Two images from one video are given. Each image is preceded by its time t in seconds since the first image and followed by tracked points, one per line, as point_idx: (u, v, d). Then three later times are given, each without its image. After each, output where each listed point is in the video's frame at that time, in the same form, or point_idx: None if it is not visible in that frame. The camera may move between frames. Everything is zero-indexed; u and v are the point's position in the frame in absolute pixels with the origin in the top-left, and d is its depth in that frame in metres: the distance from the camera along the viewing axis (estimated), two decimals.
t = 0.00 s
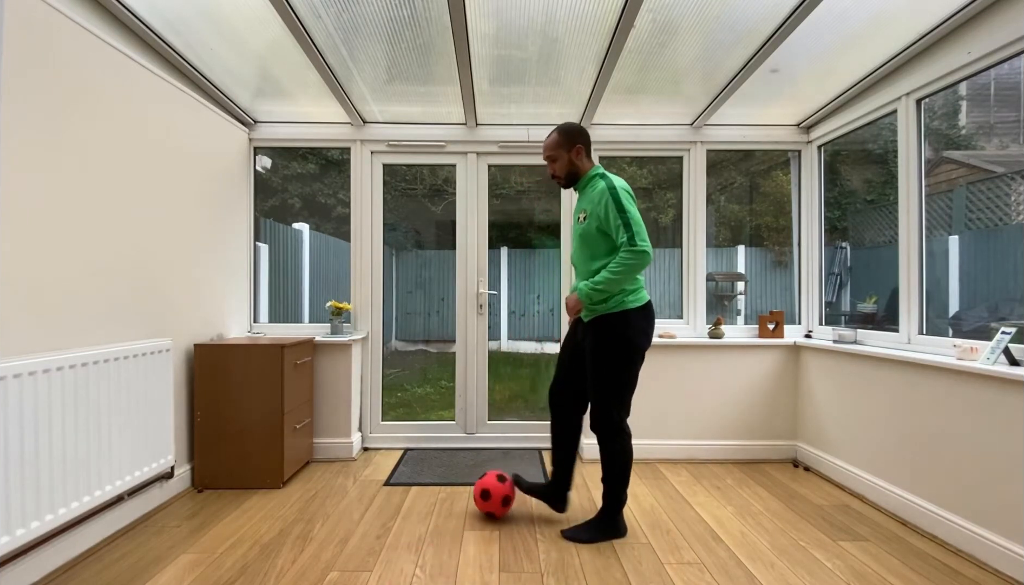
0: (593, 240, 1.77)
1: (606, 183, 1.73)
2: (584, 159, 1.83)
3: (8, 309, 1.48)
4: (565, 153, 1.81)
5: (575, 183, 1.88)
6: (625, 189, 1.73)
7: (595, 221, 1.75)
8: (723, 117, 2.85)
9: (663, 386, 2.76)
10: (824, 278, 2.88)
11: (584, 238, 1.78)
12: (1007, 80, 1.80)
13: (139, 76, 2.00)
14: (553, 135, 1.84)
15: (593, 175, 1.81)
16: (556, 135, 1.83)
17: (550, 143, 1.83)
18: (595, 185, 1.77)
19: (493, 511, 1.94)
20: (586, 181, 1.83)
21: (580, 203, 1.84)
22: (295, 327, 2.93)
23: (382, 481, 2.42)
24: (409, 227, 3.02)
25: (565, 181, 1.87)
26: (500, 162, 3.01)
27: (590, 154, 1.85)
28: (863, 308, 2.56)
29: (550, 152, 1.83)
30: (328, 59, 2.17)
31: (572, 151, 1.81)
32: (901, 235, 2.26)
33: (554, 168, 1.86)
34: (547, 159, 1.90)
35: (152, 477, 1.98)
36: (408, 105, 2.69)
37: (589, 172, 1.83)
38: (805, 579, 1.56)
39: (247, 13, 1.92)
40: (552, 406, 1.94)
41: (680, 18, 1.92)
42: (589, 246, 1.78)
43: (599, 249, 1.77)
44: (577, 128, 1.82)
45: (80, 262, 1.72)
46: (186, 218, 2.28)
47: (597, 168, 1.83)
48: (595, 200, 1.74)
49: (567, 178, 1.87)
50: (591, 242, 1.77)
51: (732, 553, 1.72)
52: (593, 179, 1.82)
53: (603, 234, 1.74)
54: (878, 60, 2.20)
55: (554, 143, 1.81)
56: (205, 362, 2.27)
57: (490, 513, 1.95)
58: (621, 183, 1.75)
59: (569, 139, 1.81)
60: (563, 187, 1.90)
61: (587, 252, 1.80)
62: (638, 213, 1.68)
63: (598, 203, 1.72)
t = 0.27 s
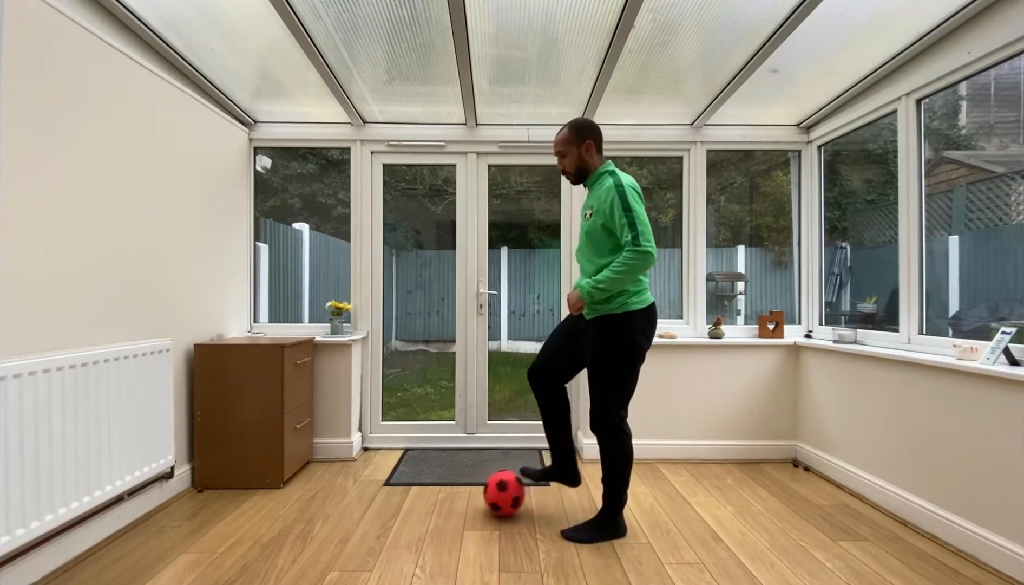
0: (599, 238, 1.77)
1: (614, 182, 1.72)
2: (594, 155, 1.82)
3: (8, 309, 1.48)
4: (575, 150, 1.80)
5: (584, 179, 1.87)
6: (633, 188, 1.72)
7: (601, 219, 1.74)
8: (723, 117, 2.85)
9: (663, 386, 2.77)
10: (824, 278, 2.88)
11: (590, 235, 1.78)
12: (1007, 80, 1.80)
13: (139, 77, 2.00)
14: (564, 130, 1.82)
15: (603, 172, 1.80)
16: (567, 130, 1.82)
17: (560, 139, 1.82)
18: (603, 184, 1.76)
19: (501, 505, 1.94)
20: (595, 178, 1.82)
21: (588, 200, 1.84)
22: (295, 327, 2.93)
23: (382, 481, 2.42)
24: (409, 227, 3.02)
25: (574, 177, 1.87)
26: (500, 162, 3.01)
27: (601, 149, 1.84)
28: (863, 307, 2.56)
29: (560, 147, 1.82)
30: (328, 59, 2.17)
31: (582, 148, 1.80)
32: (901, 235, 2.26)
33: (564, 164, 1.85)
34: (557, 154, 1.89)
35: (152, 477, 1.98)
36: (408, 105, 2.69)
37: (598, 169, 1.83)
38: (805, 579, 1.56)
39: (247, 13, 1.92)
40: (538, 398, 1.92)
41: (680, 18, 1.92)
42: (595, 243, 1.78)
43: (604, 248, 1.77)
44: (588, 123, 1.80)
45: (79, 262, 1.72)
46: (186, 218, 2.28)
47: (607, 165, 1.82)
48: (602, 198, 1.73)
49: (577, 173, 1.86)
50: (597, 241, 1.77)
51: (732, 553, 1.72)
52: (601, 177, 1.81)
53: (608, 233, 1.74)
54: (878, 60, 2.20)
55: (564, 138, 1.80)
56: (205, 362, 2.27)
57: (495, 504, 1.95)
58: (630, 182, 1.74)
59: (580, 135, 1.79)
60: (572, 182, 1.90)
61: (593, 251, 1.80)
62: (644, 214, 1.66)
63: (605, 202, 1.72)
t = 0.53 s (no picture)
0: (599, 238, 1.78)
1: (612, 182, 1.72)
2: (594, 155, 1.83)
3: (8, 309, 1.48)
4: (575, 150, 1.81)
5: (584, 179, 1.88)
6: (632, 189, 1.72)
7: (600, 220, 1.75)
8: (723, 117, 2.85)
9: (662, 386, 2.77)
10: (824, 278, 2.88)
11: (590, 236, 1.80)
12: (1007, 80, 1.80)
13: (139, 76, 2.00)
14: (563, 131, 1.83)
15: (603, 172, 1.80)
16: (567, 131, 1.83)
17: (559, 140, 1.82)
18: (602, 184, 1.76)
19: (510, 499, 1.96)
20: (595, 178, 1.83)
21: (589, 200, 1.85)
22: (295, 327, 2.93)
23: (382, 481, 2.42)
24: (409, 227, 3.02)
25: (574, 177, 1.87)
26: (500, 162, 3.01)
27: (601, 149, 1.84)
28: (863, 307, 2.56)
29: (559, 148, 1.83)
30: (327, 59, 2.17)
31: (581, 148, 1.81)
32: (901, 234, 2.26)
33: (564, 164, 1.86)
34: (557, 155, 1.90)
35: (152, 477, 1.98)
36: (408, 105, 2.69)
37: (598, 169, 1.83)
38: (805, 579, 1.56)
39: (247, 13, 1.92)
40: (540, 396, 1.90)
41: (680, 18, 1.92)
42: (595, 244, 1.79)
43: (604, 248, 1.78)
44: (587, 124, 1.80)
45: (79, 262, 1.72)
46: (186, 218, 2.28)
47: (607, 164, 1.82)
48: (601, 199, 1.74)
49: (577, 174, 1.87)
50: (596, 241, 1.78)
51: (732, 553, 1.72)
52: (601, 177, 1.81)
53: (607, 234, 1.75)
54: (878, 60, 2.20)
55: (564, 139, 1.81)
56: (206, 362, 2.27)
57: (504, 495, 1.97)
58: (628, 182, 1.73)
59: (579, 136, 1.80)
60: (572, 183, 1.91)
61: (592, 251, 1.81)
62: (640, 215, 1.66)
63: (603, 202, 1.72)
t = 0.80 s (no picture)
0: (594, 239, 1.78)
1: (604, 183, 1.73)
2: (591, 156, 1.83)
3: (8, 310, 1.48)
4: (572, 151, 1.80)
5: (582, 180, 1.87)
6: (625, 189, 1.72)
7: (594, 220, 1.76)
8: (723, 117, 2.85)
9: (662, 386, 2.77)
10: (824, 278, 2.88)
11: (586, 236, 1.81)
12: (1007, 80, 1.80)
13: (139, 76, 2.00)
14: (560, 133, 1.83)
15: (600, 172, 1.80)
16: (563, 133, 1.83)
17: (556, 141, 1.82)
18: (596, 185, 1.77)
19: (506, 500, 1.96)
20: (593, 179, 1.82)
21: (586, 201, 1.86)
22: (295, 327, 2.93)
23: (382, 481, 2.42)
24: (409, 227, 3.02)
25: (571, 179, 1.87)
26: (500, 162, 3.01)
27: (598, 151, 1.84)
28: (863, 307, 2.56)
29: (556, 150, 1.83)
30: (327, 59, 2.16)
31: (578, 149, 1.80)
32: (901, 234, 2.26)
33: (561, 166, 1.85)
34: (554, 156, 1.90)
35: (152, 477, 1.98)
36: (408, 105, 2.69)
37: (595, 170, 1.83)
38: (805, 579, 1.56)
39: (247, 13, 1.92)
40: (559, 404, 1.92)
41: (680, 18, 1.92)
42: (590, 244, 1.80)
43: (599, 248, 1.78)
44: (584, 125, 1.81)
45: (79, 262, 1.72)
46: (186, 218, 2.28)
47: (603, 166, 1.82)
48: (594, 200, 1.75)
49: (574, 175, 1.86)
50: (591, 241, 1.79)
51: (732, 553, 1.72)
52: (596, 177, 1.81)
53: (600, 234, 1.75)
54: (879, 60, 2.20)
55: (562, 140, 1.81)
56: (206, 362, 2.27)
57: (500, 495, 1.97)
58: (621, 183, 1.73)
59: (577, 137, 1.80)
60: (569, 184, 1.90)
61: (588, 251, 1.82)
62: (629, 215, 1.66)
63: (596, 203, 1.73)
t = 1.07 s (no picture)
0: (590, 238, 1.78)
1: (601, 183, 1.74)
2: (587, 158, 1.84)
3: (9, 309, 1.48)
4: (569, 152, 1.81)
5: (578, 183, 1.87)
6: (621, 190, 1.74)
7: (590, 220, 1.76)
8: (723, 117, 2.85)
9: (662, 386, 2.77)
10: (824, 278, 2.88)
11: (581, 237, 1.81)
12: (1007, 80, 1.80)
13: (140, 77, 2.00)
14: (556, 136, 1.83)
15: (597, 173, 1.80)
16: (559, 135, 1.83)
17: (552, 144, 1.83)
18: (592, 185, 1.78)
19: (506, 500, 1.96)
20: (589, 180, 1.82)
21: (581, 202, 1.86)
22: (295, 327, 2.93)
23: (382, 481, 2.42)
24: (409, 227, 3.02)
25: (568, 181, 1.86)
26: (500, 162, 3.01)
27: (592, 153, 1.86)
28: (863, 307, 2.56)
29: (552, 152, 1.83)
30: (327, 59, 2.17)
31: (575, 151, 1.81)
32: (901, 234, 2.26)
33: (557, 168, 1.85)
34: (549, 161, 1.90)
35: (152, 477, 1.98)
36: (408, 105, 2.69)
37: (591, 172, 1.83)
38: (805, 579, 1.56)
39: (247, 13, 1.92)
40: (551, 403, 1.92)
41: (680, 18, 1.92)
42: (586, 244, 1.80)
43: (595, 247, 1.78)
44: (579, 129, 1.82)
45: (79, 262, 1.72)
46: (186, 218, 2.28)
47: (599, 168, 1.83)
48: (591, 199, 1.76)
49: (571, 178, 1.86)
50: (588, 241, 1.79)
51: (732, 553, 1.72)
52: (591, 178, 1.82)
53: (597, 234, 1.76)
54: (878, 60, 2.20)
55: (558, 143, 1.81)
56: (206, 362, 2.27)
57: (499, 495, 1.97)
58: (618, 183, 1.75)
59: (573, 139, 1.80)
60: (565, 187, 1.89)
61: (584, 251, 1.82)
62: (629, 214, 1.68)
63: (593, 203, 1.74)
